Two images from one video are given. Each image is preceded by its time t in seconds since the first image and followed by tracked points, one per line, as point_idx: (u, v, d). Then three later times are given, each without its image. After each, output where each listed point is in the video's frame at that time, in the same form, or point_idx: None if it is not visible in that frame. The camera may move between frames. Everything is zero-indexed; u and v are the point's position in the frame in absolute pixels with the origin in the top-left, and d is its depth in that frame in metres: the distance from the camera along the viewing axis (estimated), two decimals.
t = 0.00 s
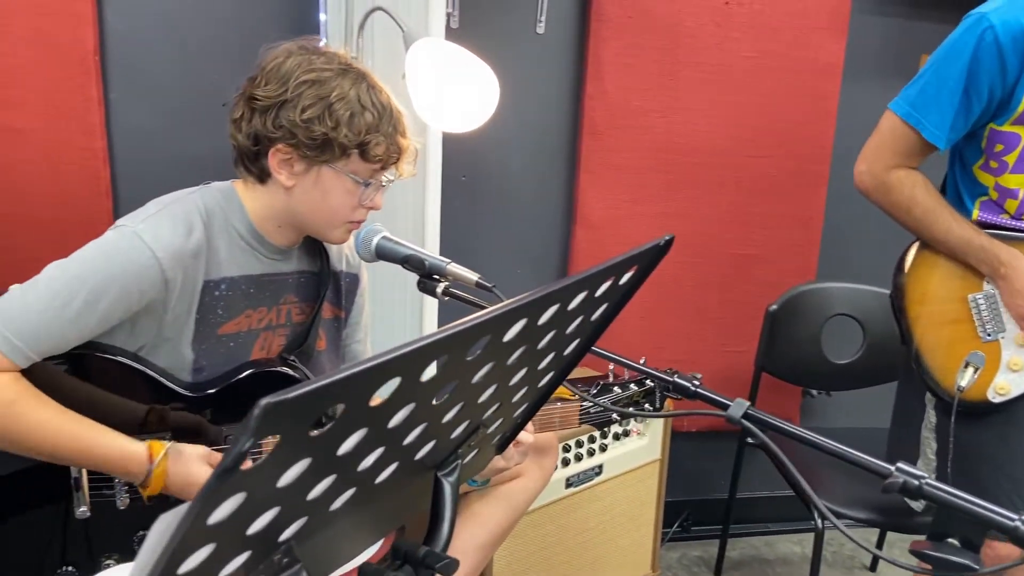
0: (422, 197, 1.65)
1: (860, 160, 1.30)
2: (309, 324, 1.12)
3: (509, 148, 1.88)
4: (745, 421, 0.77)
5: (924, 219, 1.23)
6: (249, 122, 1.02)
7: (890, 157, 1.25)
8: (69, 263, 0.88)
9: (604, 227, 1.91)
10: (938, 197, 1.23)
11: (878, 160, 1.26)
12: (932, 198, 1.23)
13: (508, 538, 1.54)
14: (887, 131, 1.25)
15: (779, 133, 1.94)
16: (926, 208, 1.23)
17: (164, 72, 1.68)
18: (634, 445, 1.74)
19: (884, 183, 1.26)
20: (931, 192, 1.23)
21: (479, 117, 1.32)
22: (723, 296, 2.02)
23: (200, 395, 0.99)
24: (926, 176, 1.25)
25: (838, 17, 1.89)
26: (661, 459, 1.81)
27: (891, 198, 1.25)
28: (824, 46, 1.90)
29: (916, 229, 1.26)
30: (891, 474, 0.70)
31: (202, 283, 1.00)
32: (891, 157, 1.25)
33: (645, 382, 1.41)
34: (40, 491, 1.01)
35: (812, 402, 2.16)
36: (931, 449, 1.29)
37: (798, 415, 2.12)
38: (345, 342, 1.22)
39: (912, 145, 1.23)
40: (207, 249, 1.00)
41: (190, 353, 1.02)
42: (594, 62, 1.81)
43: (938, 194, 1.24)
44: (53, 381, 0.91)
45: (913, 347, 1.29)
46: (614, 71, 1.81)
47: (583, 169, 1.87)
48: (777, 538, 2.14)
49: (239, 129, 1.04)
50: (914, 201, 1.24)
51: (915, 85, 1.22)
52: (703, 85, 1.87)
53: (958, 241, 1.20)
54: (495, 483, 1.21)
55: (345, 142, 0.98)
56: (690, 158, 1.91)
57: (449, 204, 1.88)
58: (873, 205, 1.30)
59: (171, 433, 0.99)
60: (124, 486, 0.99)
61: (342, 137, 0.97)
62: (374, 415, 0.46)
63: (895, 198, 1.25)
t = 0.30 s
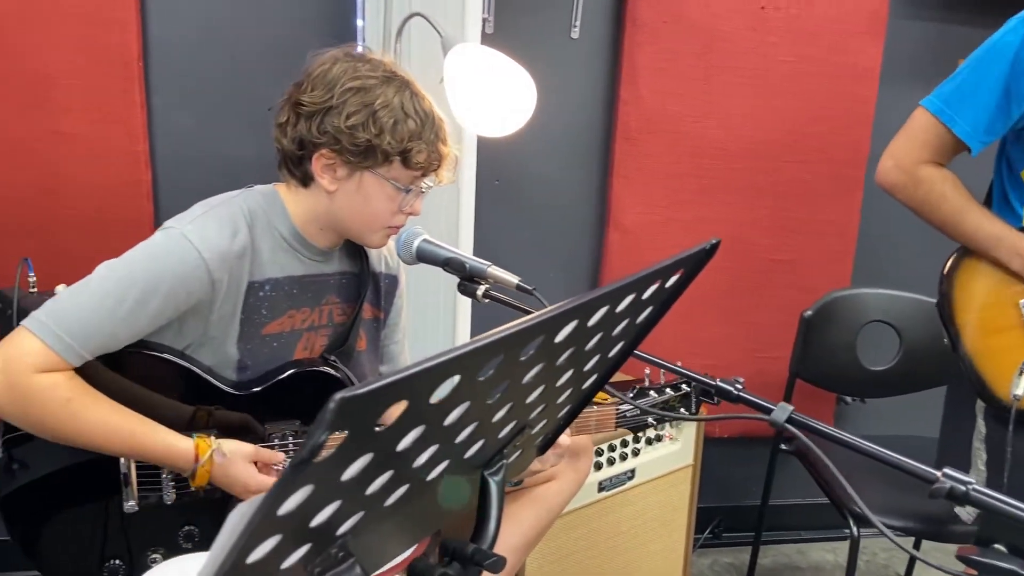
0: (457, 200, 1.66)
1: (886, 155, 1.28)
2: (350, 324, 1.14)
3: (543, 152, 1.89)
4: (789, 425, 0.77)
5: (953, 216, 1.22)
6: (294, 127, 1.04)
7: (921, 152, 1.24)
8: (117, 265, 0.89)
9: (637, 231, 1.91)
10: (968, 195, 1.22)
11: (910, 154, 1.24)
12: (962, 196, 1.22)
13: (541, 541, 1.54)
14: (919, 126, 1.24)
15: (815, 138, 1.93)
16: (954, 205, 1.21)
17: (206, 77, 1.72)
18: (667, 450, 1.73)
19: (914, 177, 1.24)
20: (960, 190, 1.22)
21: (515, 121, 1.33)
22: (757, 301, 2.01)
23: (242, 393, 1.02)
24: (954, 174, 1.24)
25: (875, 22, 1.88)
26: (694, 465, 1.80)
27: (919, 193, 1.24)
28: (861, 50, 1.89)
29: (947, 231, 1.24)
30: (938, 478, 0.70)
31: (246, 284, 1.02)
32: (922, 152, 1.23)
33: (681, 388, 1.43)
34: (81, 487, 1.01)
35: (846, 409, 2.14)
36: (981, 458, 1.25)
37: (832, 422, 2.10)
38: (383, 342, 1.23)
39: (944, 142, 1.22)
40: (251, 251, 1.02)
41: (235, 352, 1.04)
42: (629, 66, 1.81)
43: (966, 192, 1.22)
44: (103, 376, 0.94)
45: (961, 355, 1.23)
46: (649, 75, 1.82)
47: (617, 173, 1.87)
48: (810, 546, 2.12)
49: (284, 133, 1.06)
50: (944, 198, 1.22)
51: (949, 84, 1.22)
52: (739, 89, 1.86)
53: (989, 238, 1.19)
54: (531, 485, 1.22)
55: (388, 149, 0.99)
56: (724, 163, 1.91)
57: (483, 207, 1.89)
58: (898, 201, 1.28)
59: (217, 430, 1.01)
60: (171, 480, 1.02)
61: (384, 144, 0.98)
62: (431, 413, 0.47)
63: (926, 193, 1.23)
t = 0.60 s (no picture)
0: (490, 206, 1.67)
1: (934, 160, 1.27)
2: (391, 330, 1.15)
3: (575, 159, 1.89)
4: (837, 433, 0.79)
5: (1006, 221, 1.21)
6: (339, 137, 1.06)
7: (972, 156, 1.24)
8: (167, 271, 0.91)
9: (669, 238, 1.91)
10: (1020, 200, 1.21)
11: (961, 157, 1.24)
12: (1014, 201, 1.21)
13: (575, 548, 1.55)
14: (971, 130, 1.24)
15: (849, 144, 1.92)
16: (1008, 209, 1.20)
17: (243, 84, 1.74)
18: (699, 457, 1.72)
19: (966, 181, 1.23)
20: (1012, 196, 1.22)
21: (556, 122, 1.33)
22: (790, 308, 2.00)
23: (289, 398, 1.03)
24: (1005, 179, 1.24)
25: (911, 26, 1.86)
26: (726, 472, 1.79)
27: (971, 197, 1.23)
28: (896, 56, 1.88)
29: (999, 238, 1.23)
30: (989, 489, 0.71)
31: (291, 290, 1.04)
32: (973, 155, 1.24)
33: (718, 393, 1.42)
34: (124, 488, 1.02)
35: (879, 417, 2.12)
36: None
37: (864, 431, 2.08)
38: (422, 348, 1.24)
39: (998, 149, 1.23)
40: (296, 258, 1.04)
41: (278, 357, 1.06)
42: (662, 73, 1.81)
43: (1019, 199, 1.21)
44: (151, 379, 0.96)
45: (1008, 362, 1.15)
46: (683, 82, 1.82)
47: (649, 180, 1.87)
48: (842, 556, 2.09)
49: (328, 143, 1.07)
50: (996, 202, 1.21)
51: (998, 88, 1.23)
52: (772, 96, 1.86)
53: None
54: (568, 491, 1.22)
55: (433, 156, 1.01)
56: (757, 169, 1.90)
57: (514, 214, 1.89)
58: (947, 205, 1.28)
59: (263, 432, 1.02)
60: (217, 483, 1.03)
61: (429, 151, 1.00)
62: (498, 419, 0.48)
63: (977, 197, 1.23)
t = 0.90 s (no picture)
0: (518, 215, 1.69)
1: (972, 165, 1.36)
2: (425, 339, 1.17)
3: (601, 168, 1.91)
4: (873, 445, 0.80)
5: None
6: (379, 150, 1.08)
7: (1009, 161, 1.32)
8: (212, 280, 0.94)
9: (694, 247, 1.92)
10: None
11: (997, 164, 1.33)
12: None
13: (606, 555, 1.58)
14: (1009, 136, 1.33)
15: (876, 153, 1.92)
16: None
17: (277, 95, 1.77)
18: (725, 466, 1.73)
19: (1002, 186, 1.32)
20: None
21: (587, 129, 1.34)
22: (816, 317, 2.00)
23: (325, 403, 1.05)
24: None
25: (938, 36, 1.86)
26: (752, 481, 1.79)
27: (1007, 202, 1.33)
28: (924, 65, 1.88)
29: None
30: None
31: (331, 300, 1.07)
32: (1010, 161, 1.32)
33: (742, 395, 1.41)
34: (165, 493, 1.04)
35: (905, 427, 2.11)
36: None
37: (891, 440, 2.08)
38: (457, 356, 1.26)
39: None
40: (336, 268, 1.07)
41: (317, 365, 1.08)
42: (689, 84, 1.83)
43: None
44: (196, 384, 0.99)
45: None
46: (709, 92, 1.83)
47: (675, 189, 1.89)
48: (867, 565, 2.09)
49: (368, 156, 1.09)
50: None
51: None
52: (799, 106, 1.87)
53: None
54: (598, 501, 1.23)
55: (472, 167, 1.03)
56: (783, 179, 1.91)
57: (541, 223, 1.91)
58: (981, 209, 1.37)
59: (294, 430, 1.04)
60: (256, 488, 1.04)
61: (468, 163, 1.02)
62: (549, 429, 0.51)
63: (1013, 201, 1.32)
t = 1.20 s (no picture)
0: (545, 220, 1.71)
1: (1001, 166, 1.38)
2: (459, 342, 1.20)
3: (625, 175, 1.94)
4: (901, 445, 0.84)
5: None
6: (415, 155, 1.12)
7: None
8: (260, 282, 0.98)
9: (718, 253, 1.94)
10: None
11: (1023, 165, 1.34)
12: None
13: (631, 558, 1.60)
14: None
15: (899, 161, 1.94)
16: None
17: (309, 103, 1.82)
18: (748, 470, 1.75)
19: None
20: None
21: (615, 144, 1.38)
22: (838, 323, 2.01)
23: (365, 404, 1.10)
24: None
25: (961, 45, 1.88)
26: (775, 485, 1.81)
27: None
28: (947, 74, 1.90)
29: None
30: None
31: (370, 302, 1.10)
32: None
33: (767, 402, 1.44)
34: (209, 491, 1.08)
35: (927, 433, 2.12)
36: None
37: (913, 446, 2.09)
38: (487, 359, 1.29)
39: None
40: (375, 271, 1.10)
41: (356, 365, 1.12)
42: (713, 92, 1.85)
43: None
44: (241, 381, 1.03)
45: None
46: (733, 101, 1.86)
47: (699, 196, 1.91)
48: (889, 570, 2.10)
49: (405, 161, 1.14)
50: None
51: None
52: (822, 114, 1.89)
53: None
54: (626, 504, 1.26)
55: (501, 170, 1.06)
56: (806, 186, 1.93)
57: (566, 228, 1.94)
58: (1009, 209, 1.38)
59: (336, 423, 1.08)
60: (298, 480, 1.09)
61: (498, 165, 1.06)
62: (600, 427, 0.55)
63: None
